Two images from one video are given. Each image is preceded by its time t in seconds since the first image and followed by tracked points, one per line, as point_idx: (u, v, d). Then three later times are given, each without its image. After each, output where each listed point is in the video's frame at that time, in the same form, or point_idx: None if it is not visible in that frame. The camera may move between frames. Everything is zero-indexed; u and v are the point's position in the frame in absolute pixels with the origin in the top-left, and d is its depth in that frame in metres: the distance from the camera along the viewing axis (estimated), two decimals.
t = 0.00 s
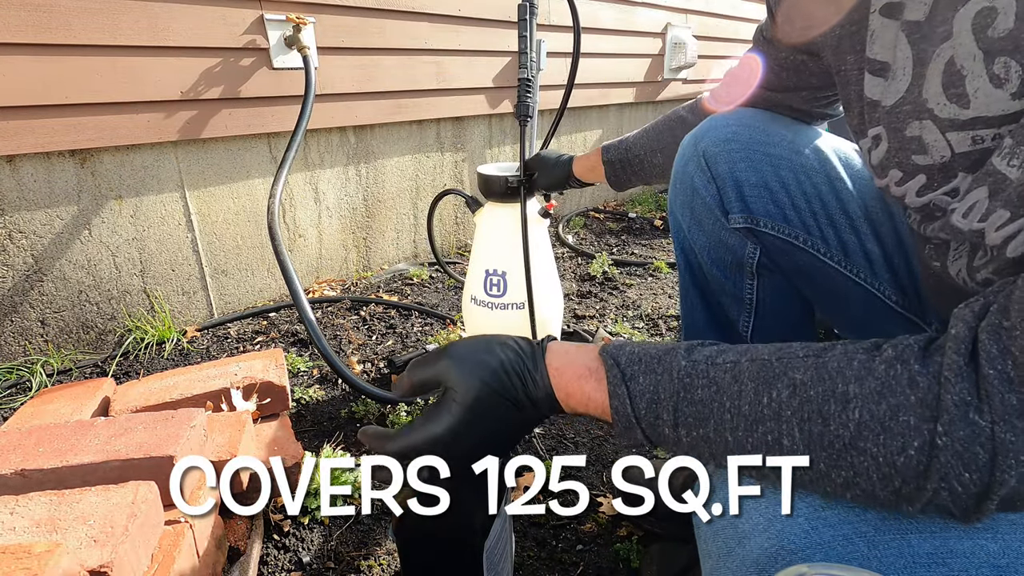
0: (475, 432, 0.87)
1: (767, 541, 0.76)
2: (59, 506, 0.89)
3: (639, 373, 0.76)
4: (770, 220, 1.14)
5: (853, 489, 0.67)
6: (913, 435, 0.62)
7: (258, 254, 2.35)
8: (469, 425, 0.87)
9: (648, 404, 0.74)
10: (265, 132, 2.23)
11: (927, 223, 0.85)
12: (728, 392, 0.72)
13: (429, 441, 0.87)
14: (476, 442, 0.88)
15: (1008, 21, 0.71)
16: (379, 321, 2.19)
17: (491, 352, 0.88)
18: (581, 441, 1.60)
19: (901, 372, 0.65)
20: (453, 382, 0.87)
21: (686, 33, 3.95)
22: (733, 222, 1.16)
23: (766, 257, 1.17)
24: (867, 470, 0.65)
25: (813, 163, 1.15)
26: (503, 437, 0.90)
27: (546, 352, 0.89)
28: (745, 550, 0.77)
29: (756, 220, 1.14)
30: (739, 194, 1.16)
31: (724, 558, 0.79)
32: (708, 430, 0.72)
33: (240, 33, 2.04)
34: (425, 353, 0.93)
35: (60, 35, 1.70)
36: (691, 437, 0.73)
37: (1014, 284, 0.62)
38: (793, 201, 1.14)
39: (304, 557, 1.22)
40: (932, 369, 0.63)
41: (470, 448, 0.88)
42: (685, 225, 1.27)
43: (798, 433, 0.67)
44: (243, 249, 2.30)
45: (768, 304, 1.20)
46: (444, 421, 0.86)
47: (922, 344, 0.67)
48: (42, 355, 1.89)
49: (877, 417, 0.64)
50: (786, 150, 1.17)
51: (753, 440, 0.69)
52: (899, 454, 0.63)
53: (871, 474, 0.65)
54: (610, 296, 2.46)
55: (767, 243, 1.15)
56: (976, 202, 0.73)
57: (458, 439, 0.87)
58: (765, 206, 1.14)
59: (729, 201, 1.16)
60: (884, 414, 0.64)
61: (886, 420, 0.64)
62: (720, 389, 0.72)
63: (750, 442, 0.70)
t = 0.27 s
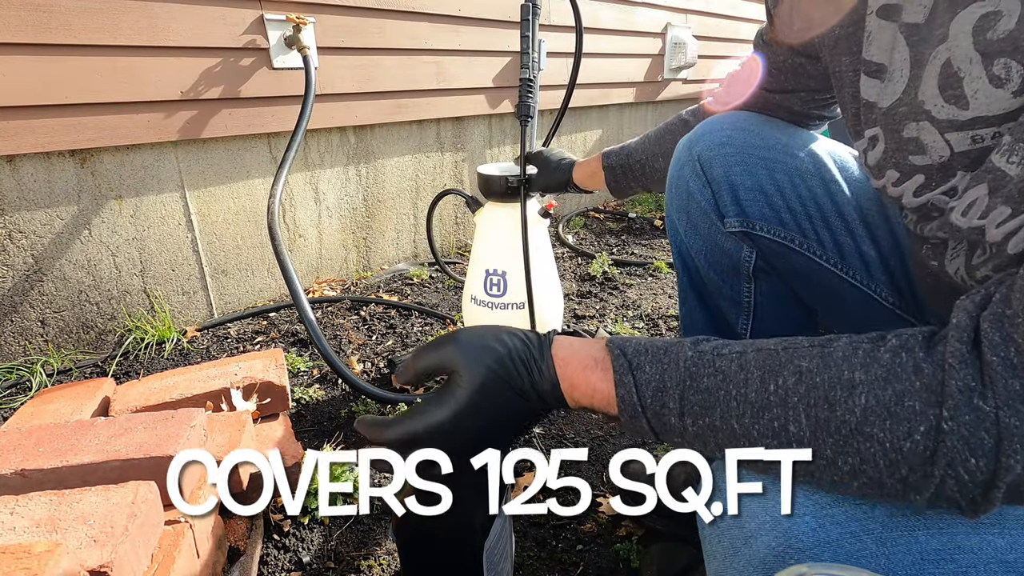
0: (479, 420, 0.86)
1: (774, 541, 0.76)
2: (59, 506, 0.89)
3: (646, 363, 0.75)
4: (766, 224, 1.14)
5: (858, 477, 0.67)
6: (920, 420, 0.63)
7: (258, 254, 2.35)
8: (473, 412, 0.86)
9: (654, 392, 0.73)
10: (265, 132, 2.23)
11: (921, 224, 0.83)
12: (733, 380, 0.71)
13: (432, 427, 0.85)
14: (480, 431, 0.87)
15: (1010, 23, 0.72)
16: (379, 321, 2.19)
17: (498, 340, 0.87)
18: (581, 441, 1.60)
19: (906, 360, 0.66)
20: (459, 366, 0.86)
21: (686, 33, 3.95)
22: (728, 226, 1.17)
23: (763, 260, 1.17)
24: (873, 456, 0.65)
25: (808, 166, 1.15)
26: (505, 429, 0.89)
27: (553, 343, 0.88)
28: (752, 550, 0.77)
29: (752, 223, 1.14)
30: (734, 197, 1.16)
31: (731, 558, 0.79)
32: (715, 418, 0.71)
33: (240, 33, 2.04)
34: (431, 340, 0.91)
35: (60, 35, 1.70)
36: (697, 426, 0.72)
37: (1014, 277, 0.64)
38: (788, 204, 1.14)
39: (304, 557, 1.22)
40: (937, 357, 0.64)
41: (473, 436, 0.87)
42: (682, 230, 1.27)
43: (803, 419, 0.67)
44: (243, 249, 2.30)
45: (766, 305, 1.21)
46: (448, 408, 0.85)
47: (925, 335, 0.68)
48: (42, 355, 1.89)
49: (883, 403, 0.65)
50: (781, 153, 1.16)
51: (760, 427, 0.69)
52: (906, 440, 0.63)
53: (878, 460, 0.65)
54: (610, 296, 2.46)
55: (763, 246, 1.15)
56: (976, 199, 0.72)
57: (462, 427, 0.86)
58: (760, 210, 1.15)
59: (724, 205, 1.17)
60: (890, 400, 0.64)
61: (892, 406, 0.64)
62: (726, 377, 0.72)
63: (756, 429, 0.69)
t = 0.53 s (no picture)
0: (466, 441, 0.88)
1: (766, 547, 0.76)
2: (59, 506, 0.89)
3: (635, 381, 0.76)
4: (757, 228, 1.15)
5: (855, 493, 0.67)
6: (915, 437, 0.63)
7: (257, 254, 2.35)
8: (461, 434, 0.87)
9: (644, 411, 0.74)
10: (265, 132, 2.23)
11: (906, 227, 0.85)
12: (726, 399, 0.72)
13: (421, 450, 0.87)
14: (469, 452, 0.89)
15: (992, 31, 0.73)
16: (379, 321, 2.19)
17: (482, 362, 0.90)
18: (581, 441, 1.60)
19: (898, 374, 0.65)
20: (445, 390, 0.89)
21: (686, 33, 3.95)
22: (720, 231, 1.18)
23: (756, 264, 1.17)
24: (869, 474, 0.65)
25: (800, 170, 1.15)
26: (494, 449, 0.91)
27: (538, 361, 0.90)
28: (745, 558, 0.77)
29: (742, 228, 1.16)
30: (725, 203, 1.18)
31: (725, 566, 0.79)
32: (709, 437, 0.72)
33: (240, 33, 2.04)
34: (417, 364, 0.95)
35: (60, 35, 1.70)
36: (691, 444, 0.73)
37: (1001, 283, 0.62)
38: (779, 208, 1.14)
39: (304, 557, 1.22)
40: (929, 369, 0.64)
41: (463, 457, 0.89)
42: (675, 235, 1.28)
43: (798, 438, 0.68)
44: (243, 249, 2.30)
45: (760, 310, 1.21)
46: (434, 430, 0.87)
47: (916, 344, 0.68)
48: (42, 355, 1.89)
49: (878, 420, 0.65)
50: (773, 158, 1.17)
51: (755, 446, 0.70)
52: (902, 457, 0.63)
53: (874, 478, 0.65)
54: (610, 296, 2.46)
55: (754, 250, 1.16)
56: (958, 205, 0.73)
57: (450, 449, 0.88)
58: (751, 214, 1.16)
59: (715, 210, 1.18)
60: (884, 417, 0.64)
61: (887, 423, 0.64)
62: (718, 396, 0.72)
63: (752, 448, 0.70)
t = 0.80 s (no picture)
0: (459, 450, 0.86)
1: (754, 554, 0.76)
2: (59, 506, 0.89)
3: (622, 387, 0.76)
4: (762, 223, 1.15)
5: (836, 494, 0.67)
6: (891, 440, 0.63)
7: (258, 254, 2.35)
8: (453, 441, 0.85)
9: (632, 417, 0.74)
10: (265, 132, 2.23)
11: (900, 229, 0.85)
12: (710, 404, 0.71)
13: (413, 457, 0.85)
14: (461, 460, 0.87)
15: (983, 38, 0.72)
16: (379, 321, 2.19)
17: (474, 370, 0.88)
18: (581, 442, 1.60)
19: (876, 378, 0.65)
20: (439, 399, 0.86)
21: (686, 33, 3.96)
22: (725, 226, 1.18)
23: (758, 259, 1.18)
24: (848, 476, 0.65)
25: (804, 165, 1.15)
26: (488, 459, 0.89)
27: (531, 370, 0.89)
28: (734, 564, 0.78)
29: (747, 224, 1.16)
30: (731, 198, 1.17)
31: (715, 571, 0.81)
32: (693, 442, 0.72)
33: (240, 33, 2.04)
34: (410, 371, 0.93)
35: (60, 35, 1.70)
36: (675, 450, 0.73)
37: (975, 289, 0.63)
38: (784, 204, 1.14)
39: (304, 557, 1.22)
40: (905, 373, 0.64)
41: (454, 466, 0.86)
42: (678, 230, 1.28)
43: (779, 442, 0.68)
44: (243, 249, 2.30)
45: (761, 304, 1.23)
46: (426, 441, 0.85)
47: (894, 349, 0.68)
48: (42, 355, 1.89)
49: (856, 423, 0.64)
50: (778, 154, 1.16)
51: (737, 450, 0.69)
52: (879, 459, 0.63)
53: (853, 480, 0.65)
54: (610, 296, 2.46)
55: (758, 245, 1.16)
56: (941, 208, 0.75)
57: (443, 460, 0.85)
58: (756, 210, 1.15)
59: (720, 205, 1.18)
60: (862, 420, 0.64)
61: (864, 425, 0.64)
62: (702, 401, 0.72)
63: (735, 452, 0.69)
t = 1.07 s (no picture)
0: (457, 441, 0.87)
1: (746, 541, 0.76)
2: (59, 506, 0.89)
3: (616, 382, 0.77)
4: (764, 222, 1.15)
5: (824, 490, 0.67)
6: (877, 437, 0.63)
7: (258, 254, 2.35)
8: (449, 431, 0.86)
9: (625, 411, 0.75)
10: (265, 132, 2.23)
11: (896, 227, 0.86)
12: (702, 400, 0.72)
13: (410, 446, 0.86)
14: (458, 450, 0.88)
15: (976, 43, 0.71)
16: (379, 321, 2.19)
17: (470, 363, 0.89)
18: (581, 441, 1.60)
19: (863, 376, 0.65)
20: (436, 390, 0.88)
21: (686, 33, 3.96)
22: (727, 224, 1.18)
23: (761, 257, 1.19)
24: (835, 472, 0.65)
25: (807, 164, 1.15)
26: (486, 450, 0.90)
27: (526, 360, 0.90)
28: (725, 552, 0.77)
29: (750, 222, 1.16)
30: (733, 197, 1.17)
31: (706, 562, 0.80)
32: (685, 436, 0.72)
33: (240, 33, 2.04)
34: (408, 364, 0.94)
35: (60, 35, 1.70)
36: (669, 445, 0.73)
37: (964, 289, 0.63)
38: (786, 202, 1.14)
39: (304, 557, 1.22)
40: (892, 372, 0.64)
41: (451, 456, 0.87)
42: (680, 229, 1.28)
43: (768, 438, 0.67)
44: (243, 249, 2.30)
45: (762, 303, 1.23)
46: (424, 431, 0.86)
47: (883, 347, 0.68)
48: (42, 355, 1.89)
49: (843, 420, 0.64)
50: (780, 152, 1.17)
51: (728, 445, 0.69)
52: (865, 456, 0.63)
53: (840, 476, 0.65)
54: (610, 296, 2.46)
55: (761, 243, 1.17)
56: (937, 207, 0.75)
57: (441, 450, 0.87)
58: (758, 207, 1.16)
59: (723, 203, 1.18)
60: (849, 417, 0.64)
61: (851, 423, 0.64)
62: (694, 397, 0.72)
63: (725, 448, 0.70)
